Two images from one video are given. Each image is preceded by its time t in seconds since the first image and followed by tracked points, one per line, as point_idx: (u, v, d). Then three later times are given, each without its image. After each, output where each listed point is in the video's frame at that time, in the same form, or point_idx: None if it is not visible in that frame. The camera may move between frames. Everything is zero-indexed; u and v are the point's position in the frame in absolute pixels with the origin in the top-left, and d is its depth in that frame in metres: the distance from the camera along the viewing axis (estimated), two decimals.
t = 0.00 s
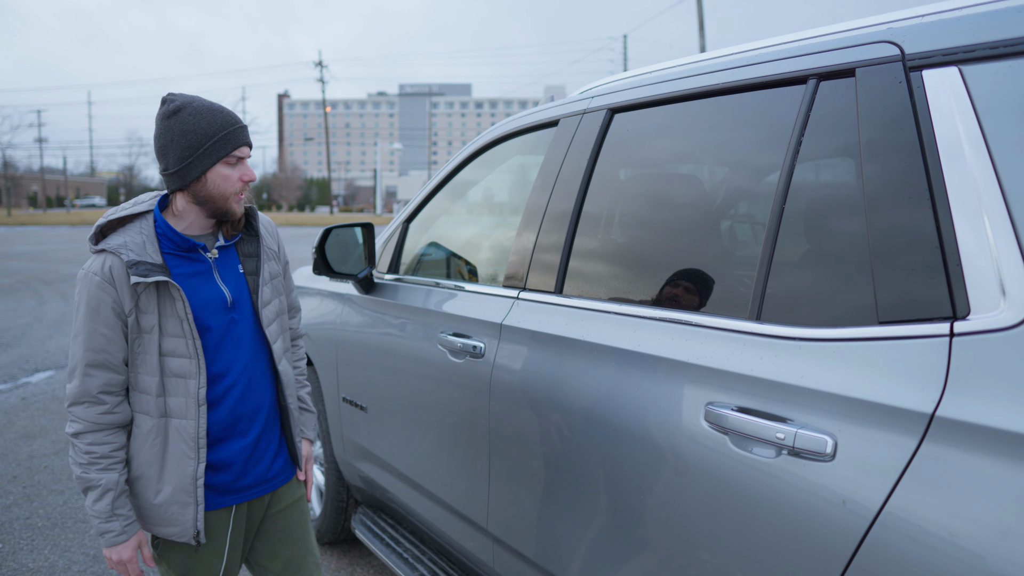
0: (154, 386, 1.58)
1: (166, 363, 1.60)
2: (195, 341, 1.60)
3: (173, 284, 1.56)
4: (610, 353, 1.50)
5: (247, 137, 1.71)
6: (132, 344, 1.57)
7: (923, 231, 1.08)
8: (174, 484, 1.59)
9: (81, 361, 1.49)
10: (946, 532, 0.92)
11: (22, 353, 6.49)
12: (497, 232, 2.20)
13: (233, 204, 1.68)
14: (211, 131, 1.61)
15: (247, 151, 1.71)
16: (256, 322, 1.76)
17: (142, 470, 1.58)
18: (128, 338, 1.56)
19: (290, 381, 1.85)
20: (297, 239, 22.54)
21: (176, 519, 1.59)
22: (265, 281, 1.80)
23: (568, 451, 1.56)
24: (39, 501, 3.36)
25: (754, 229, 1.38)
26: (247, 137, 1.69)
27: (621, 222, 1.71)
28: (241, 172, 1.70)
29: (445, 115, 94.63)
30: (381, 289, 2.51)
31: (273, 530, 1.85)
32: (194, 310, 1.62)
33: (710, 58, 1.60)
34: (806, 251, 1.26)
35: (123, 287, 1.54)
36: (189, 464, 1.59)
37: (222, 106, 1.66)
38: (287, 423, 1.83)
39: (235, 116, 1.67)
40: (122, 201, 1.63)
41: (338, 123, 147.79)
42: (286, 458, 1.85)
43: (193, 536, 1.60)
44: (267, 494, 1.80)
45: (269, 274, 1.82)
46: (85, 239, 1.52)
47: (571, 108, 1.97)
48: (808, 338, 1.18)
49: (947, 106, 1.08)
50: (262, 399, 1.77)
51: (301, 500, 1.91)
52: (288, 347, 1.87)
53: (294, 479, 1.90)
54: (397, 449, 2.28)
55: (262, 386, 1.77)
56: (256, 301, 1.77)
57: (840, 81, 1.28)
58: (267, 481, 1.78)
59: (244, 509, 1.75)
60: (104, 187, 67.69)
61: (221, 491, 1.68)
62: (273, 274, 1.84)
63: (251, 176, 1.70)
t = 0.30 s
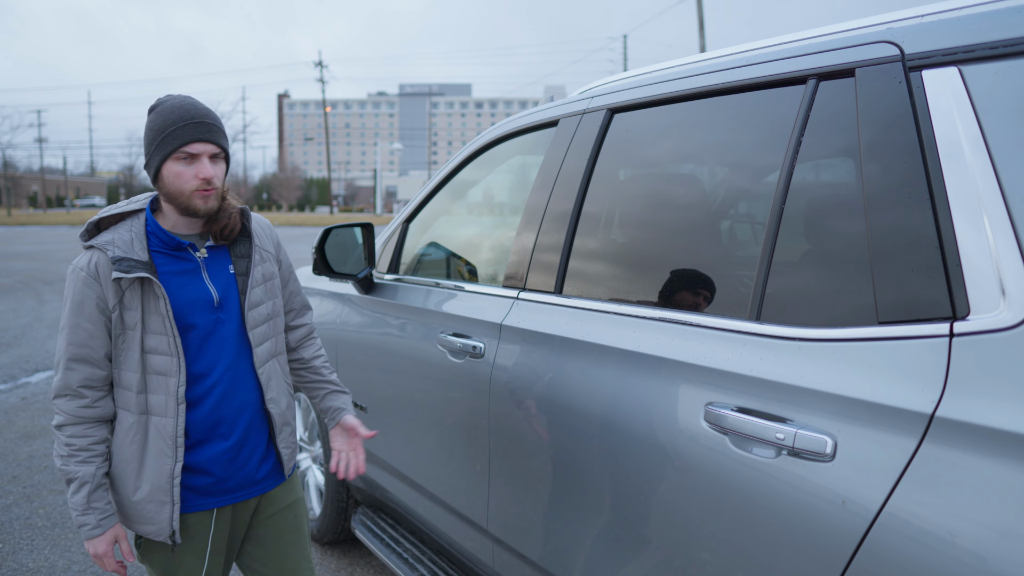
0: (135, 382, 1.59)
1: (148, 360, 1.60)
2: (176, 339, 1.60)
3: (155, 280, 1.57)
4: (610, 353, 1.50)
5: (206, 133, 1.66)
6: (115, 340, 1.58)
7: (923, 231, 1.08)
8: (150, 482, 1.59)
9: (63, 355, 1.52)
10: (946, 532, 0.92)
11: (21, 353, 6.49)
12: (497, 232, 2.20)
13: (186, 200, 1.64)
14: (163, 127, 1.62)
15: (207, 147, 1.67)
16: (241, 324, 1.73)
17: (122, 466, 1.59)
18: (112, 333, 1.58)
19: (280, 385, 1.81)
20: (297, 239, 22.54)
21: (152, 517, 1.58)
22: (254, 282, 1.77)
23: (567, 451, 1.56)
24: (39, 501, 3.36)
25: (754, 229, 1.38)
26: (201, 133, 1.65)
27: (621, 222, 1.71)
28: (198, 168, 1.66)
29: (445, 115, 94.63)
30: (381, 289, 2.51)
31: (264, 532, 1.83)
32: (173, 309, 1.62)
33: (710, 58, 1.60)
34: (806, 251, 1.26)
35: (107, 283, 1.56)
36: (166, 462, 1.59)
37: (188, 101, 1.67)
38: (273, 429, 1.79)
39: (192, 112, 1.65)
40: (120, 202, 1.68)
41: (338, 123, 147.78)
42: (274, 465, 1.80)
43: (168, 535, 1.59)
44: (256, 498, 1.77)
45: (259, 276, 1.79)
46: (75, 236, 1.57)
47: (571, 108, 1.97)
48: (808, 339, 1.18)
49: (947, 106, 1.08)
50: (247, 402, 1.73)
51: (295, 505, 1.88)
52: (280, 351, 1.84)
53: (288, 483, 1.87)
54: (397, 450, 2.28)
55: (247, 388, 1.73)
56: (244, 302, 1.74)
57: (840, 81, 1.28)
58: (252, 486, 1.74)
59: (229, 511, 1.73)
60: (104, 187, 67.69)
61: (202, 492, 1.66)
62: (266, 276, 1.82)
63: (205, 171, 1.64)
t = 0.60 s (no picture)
0: (124, 381, 1.59)
1: (137, 360, 1.60)
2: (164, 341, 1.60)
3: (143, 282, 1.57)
4: (609, 353, 1.50)
5: (182, 136, 1.66)
6: (105, 340, 1.58)
7: (924, 232, 1.08)
8: (134, 481, 1.59)
9: (56, 352, 1.53)
10: (946, 532, 0.92)
11: (21, 353, 6.49)
12: (497, 232, 2.20)
13: (164, 201, 1.64)
14: (146, 128, 1.66)
15: (185, 150, 1.67)
16: (233, 326, 1.72)
17: (110, 463, 1.60)
18: (104, 332, 1.58)
19: (273, 389, 1.79)
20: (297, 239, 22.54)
21: (135, 516, 1.59)
22: (250, 285, 1.77)
23: (566, 452, 1.56)
24: (39, 501, 3.36)
25: (754, 229, 1.38)
26: (173, 137, 1.65)
27: (621, 222, 1.71)
28: (176, 170, 1.66)
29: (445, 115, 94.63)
30: (381, 289, 2.51)
31: (257, 535, 1.83)
32: (161, 311, 1.62)
33: (710, 58, 1.60)
34: (806, 251, 1.26)
35: (98, 283, 1.56)
36: (149, 463, 1.59)
37: (174, 102, 1.70)
38: (263, 434, 1.77)
39: (167, 115, 1.65)
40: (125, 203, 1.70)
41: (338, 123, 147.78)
42: (265, 470, 1.79)
43: (148, 536, 1.60)
44: (245, 502, 1.77)
45: (255, 279, 1.78)
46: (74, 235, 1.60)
47: (571, 108, 1.97)
48: (808, 339, 1.18)
49: (947, 106, 1.08)
50: (237, 405, 1.73)
51: (289, 510, 1.86)
52: (276, 355, 1.83)
53: (281, 487, 1.85)
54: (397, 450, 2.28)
55: (238, 391, 1.73)
56: (238, 305, 1.73)
57: (839, 81, 1.28)
58: (240, 490, 1.74)
59: (217, 514, 1.73)
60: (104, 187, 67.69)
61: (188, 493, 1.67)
62: (263, 279, 1.81)
63: (181, 173, 1.65)
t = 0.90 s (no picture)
0: (126, 377, 1.59)
1: (140, 356, 1.60)
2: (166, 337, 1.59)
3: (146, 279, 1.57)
4: (610, 353, 1.50)
5: (224, 135, 1.67)
6: (106, 336, 1.59)
7: (924, 232, 1.08)
8: (137, 478, 1.59)
9: (58, 348, 1.53)
10: (946, 532, 0.92)
11: (21, 353, 6.49)
12: (497, 232, 2.20)
13: (204, 199, 1.66)
14: (185, 125, 1.63)
15: (225, 147, 1.68)
16: (233, 324, 1.72)
17: (113, 459, 1.60)
18: (105, 328, 1.58)
19: (273, 388, 1.79)
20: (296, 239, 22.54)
21: (138, 513, 1.58)
22: (251, 283, 1.77)
23: (567, 452, 1.56)
24: (39, 501, 3.36)
25: (754, 230, 1.38)
26: (219, 135, 1.65)
27: (621, 222, 1.71)
28: (215, 169, 1.67)
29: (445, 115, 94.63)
30: (381, 289, 2.51)
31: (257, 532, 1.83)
32: (163, 307, 1.62)
33: (710, 58, 1.60)
34: (806, 251, 1.26)
35: (100, 279, 1.56)
36: (152, 459, 1.59)
37: (206, 102, 1.68)
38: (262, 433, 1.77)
39: (209, 112, 1.65)
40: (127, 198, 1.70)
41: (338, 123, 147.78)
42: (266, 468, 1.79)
43: (154, 531, 1.59)
44: (245, 500, 1.76)
45: (255, 277, 1.78)
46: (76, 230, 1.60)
47: (571, 108, 1.97)
48: (808, 339, 1.18)
49: (948, 106, 1.08)
50: (236, 403, 1.73)
51: (287, 508, 1.86)
52: (277, 353, 1.83)
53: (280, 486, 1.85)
54: (397, 449, 2.28)
55: (237, 389, 1.73)
56: (239, 303, 1.73)
57: (840, 81, 1.28)
58: (239, 488, 1.74)
59: (219, 512, 1.72)
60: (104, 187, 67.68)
61: (190, 491, 1.67)
62: (263, 277, 1.82)
63: (224, 173, 1.66)
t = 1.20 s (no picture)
0: (148, 389, 1.58)
1: (161, 366, 1.60)
2: (193, 345, 1.61)
3: (173, 287, 1.57)
4: (610, 353, 1.50)
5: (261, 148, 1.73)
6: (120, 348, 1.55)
7: (924, 232, 1.08)
8: (163, 487, 1.59)
9: (72, 363, 1.47)
10: (946, 532, 0.92)
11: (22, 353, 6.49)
12: (497, 232, 2.20)
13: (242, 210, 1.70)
14: (242, 141, 1.63)
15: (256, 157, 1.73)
16: (245, 323, 1.78)
17: (132, 473, 1.58)
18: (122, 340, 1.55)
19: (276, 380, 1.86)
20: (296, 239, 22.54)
21: (166, 521, 1.59)
22: (253, 282, 1.83)
23: (567, 451, 1.56)
24: (39, 501, 3.36)
25: (755, 230, 1.38)
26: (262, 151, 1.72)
27: (621, 222, 1.71)
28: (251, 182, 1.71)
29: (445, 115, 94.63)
30: (381, 289, 2.51)
31: (262, 531, 1.86)
32: (194, 311, 1.64)
33: (710, 58, 1.60)
34: (806, 251, 1.26)
35: (121, 290, 1.53)
36: (182, 467, 1.60)
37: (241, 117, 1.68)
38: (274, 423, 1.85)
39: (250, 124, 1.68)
40: (107, 201, 1.60)
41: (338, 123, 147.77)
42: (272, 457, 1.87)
43: (183, 537, 1.61)
44: (255, 494, 1.81)
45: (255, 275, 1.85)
46: (78, 238, 1.51)
47: (571, 108, 1.97)
48: (808, 339, 1.18)
49: (948, 107, 1.08)
50: (249, 400, 1.77)
51: (283, 502, 1.91)
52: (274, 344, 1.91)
53: (279, 478, 1.90)
54: (397, 449, 2.28)
55: (251, 386, 1.78)
56: (246, 302, 1.80)
57: (839, 81, 1.28)
58: (253, 482, 1.78)
59: (236, 508, 1.75)
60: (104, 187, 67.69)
61: (212, 491, 1.68)
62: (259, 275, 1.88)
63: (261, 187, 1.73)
